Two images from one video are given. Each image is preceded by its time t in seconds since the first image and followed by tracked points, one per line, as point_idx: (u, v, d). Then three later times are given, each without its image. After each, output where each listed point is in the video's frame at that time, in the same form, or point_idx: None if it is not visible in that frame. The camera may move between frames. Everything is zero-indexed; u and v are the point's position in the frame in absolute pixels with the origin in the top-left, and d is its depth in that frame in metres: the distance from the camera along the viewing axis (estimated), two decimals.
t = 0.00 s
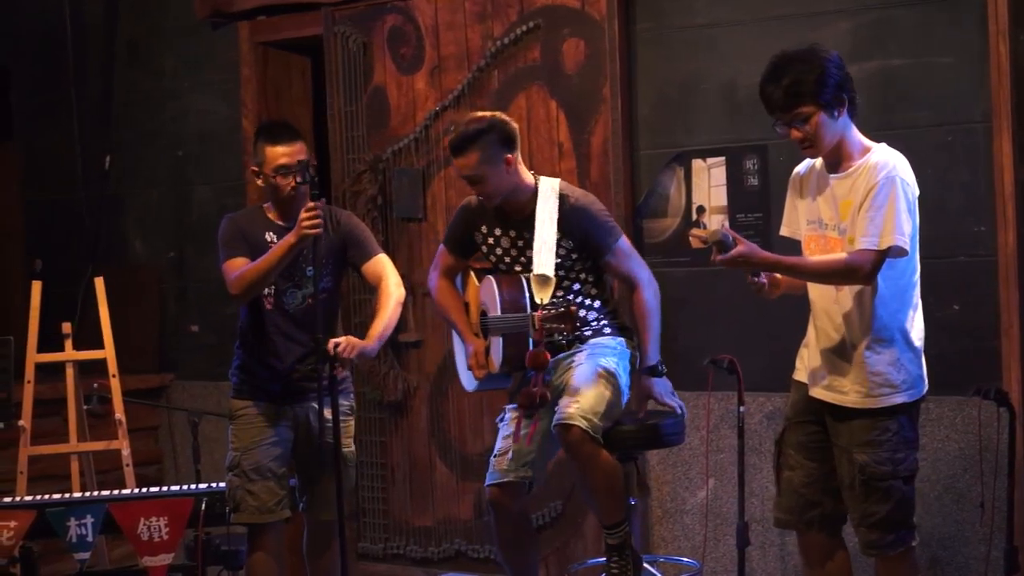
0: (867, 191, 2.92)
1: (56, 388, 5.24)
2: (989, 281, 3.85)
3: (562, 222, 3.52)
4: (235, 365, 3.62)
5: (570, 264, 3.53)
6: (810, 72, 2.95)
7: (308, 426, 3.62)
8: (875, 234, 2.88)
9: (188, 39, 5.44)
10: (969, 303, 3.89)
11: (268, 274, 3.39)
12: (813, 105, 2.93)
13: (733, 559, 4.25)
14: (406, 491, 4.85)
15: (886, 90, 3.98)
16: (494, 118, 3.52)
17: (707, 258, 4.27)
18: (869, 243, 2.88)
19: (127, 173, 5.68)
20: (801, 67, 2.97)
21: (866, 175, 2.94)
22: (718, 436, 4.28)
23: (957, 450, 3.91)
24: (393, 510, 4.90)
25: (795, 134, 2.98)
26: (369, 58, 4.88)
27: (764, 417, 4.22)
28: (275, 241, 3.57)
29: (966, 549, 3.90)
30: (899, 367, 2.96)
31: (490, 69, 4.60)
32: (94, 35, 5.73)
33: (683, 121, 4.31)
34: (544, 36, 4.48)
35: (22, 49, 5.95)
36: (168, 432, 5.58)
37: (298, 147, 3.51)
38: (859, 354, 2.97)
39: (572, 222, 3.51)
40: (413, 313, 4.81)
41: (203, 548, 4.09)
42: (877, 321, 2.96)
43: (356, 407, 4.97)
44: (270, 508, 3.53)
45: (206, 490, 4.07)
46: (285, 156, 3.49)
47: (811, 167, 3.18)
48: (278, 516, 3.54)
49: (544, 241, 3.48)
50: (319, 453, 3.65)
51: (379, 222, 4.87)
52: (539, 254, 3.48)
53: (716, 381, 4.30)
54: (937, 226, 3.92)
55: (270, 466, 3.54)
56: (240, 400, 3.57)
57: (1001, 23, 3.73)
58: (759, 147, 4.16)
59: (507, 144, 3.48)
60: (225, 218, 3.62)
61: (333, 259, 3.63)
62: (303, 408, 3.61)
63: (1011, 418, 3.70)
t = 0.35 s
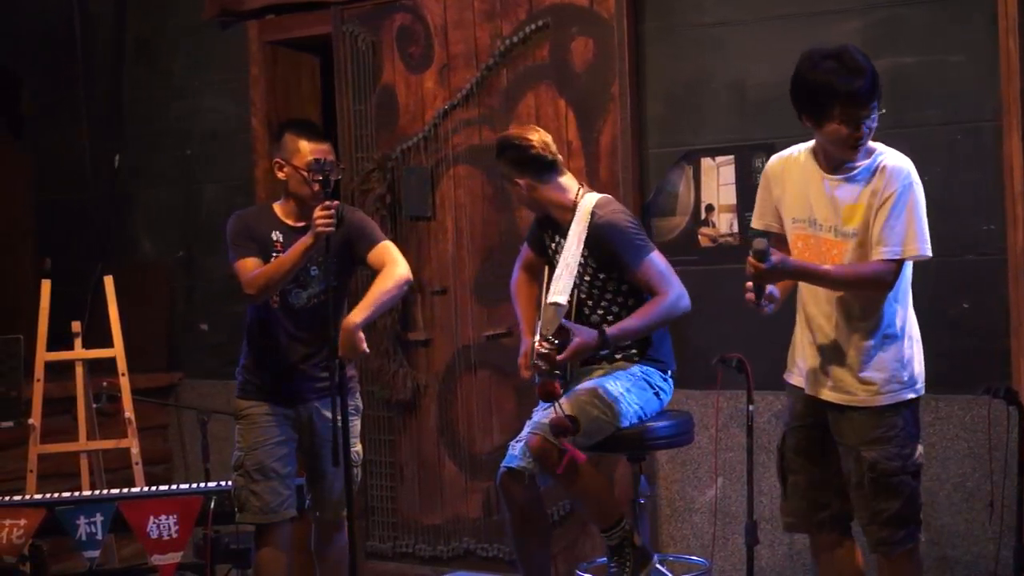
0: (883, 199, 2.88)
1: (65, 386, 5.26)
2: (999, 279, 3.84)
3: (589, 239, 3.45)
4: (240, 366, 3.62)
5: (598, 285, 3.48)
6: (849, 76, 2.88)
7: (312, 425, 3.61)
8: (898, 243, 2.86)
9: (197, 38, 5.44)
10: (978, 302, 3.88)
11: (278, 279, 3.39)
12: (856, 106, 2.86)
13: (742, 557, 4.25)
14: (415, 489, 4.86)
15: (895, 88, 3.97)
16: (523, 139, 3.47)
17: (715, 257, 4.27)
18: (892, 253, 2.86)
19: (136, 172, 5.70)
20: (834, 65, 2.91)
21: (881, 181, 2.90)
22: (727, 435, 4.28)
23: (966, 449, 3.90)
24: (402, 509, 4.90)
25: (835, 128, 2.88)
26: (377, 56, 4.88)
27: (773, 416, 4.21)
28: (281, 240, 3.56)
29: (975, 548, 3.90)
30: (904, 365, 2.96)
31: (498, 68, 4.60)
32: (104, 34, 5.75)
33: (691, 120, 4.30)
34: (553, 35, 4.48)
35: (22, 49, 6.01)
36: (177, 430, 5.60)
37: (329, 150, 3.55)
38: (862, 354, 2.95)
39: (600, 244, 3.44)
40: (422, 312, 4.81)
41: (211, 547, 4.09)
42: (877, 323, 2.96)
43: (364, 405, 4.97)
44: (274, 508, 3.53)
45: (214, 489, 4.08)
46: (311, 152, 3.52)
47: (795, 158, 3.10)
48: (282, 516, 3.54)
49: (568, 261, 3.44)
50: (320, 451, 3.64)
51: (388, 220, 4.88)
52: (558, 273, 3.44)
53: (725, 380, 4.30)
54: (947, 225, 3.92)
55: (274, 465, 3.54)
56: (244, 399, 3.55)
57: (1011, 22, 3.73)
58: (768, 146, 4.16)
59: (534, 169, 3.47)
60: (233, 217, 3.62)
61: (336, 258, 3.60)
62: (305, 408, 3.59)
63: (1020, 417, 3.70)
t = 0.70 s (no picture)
0: (889, 200, 2.85)
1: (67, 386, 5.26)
2: (1001, 279, 3.84)
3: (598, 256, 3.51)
4: (244, 360, 3.60)
5: (605, 306, 3.54)
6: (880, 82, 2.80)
7: (317, 424, 3.61)
8: (904, 245, 2.84)
9: (199, 38, 5.45)
10: (979, 301, 3.88)
11: (295, 279, 3.39)
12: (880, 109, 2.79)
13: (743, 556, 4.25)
14: (416, 489, 4.86)
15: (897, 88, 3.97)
16: (563, 147, 3.56)
17: (716, 256, 4.28)
18: (897, 253, 2.83)
19: (137, 171, 5.70)
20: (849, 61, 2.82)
21: (885, 182, 2.86)
22: (728, 434, 4.28)
23: (967, 448, 3.90)
24: (403, 508, 4.91)
25: (853, 128, 2.79)
26: (379, 56, 4.88)
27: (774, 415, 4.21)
28: (286, 239, 3.55)
29: (976, 548, 3.90)
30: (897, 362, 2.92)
31: (500, 67, 4.60)
32: (105, 33, 5.75)
33: (692, 119, 4.31)
34: (554, 35, 4.48)
35: (22, 49, 6.02)
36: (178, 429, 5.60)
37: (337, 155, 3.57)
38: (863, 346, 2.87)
39: (603, 271, 3.45)
40: (423, 312, 4.81)
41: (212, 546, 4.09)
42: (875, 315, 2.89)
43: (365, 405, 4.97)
44: (279, 507, 3.53)
45: (215, 488, 4.08)
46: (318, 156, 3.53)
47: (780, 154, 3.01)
48: (285, 516, 3.54)
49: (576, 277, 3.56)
50: (324, 450, 3.64)
51: (389, 220, 4.88)
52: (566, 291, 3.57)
53: (726, 379, 4.30)
54: (949, 224, 3.92)
55: (278, 465, 3.54)
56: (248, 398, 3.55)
57: (1012, 21, 3.74)
58: (769, 146, 4.16)
59: (573, 176, 3.57)
60: (234, 217, 3.59)
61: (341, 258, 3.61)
62: (311, 407, 3.59)
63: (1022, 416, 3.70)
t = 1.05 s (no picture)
0: (874, 208, 2.75)
1: (65, 385, 5.26)
2: (999, 278, 3.84)
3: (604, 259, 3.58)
4: (246, 365, 3.58)
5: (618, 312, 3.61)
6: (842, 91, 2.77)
7: (322, 422, 3.61)
8: (886, 251, 2.74)
9: (198, 37, 5.44)
10: (977, 300, 3.88)
11: (304, 269, 3.37)
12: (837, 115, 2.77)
13: (741, 556, 4.25)
14: (414, 489, 4.86)
15: (894, 88, 3.98)
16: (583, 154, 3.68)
17: (715, 255, 4.27)
18: (876, 260, 2.74)
19: (136, 170, 5.70)
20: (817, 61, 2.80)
21: (871, 188, 2.76)
22: (725, 434, 4.28)
23: (965, 448, 3.90)
24: (400, 508, 4.91)
25: (789, 121, 2.79)
26: (376, 55, 4.88)
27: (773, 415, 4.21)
28: (298, 237, 3.53)
29: (974, 548, 3.89)
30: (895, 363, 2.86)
31: (497, 67, 4.60)
32: (104, 33, 5.76)
33: (690, 118, 4.30)
34: (552, 34, 4.48)
35: (22, 49, 6.06)
36: (175, 429, 5.60)
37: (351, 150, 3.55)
38: (853, 351, 2.81)
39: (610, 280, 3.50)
40: (421, 311, 4.81)
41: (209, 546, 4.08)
42: (867, 319, 2.82)
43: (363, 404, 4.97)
44: (284, 507, 3.51)
45: (213, 487, 4.06)
46: (332, 150, 3.51)
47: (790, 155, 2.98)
48: (288, 516, 3.52)
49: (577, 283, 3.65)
50: (328, 449, 3.64)
51: (387, 219, 4.88)
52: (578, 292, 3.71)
53: (724, 379, 4.30)
54: (947, 224, 3.92)
55: (282, 464, 3.52)
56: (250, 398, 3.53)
57: (1009, 21, 3.73)
58: (767, 145, 4.16)
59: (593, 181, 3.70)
60: (245, 211, 3.58)
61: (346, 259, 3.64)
62: (316, 405, 3.59)
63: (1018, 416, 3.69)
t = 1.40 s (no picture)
0: (802, 204, 2.53)
1: (63, 385, 5.26)
2: (997, 278, 3.84)
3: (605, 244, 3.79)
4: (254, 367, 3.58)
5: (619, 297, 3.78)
6: (794, 92, 2.59)
7: (329, 422, 3.60)
8: (806, 249, 2.50)
9: (196, 37, 5.45)
10: (974, 300, 3.88)
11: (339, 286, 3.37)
12: (783, 116, 2.61)
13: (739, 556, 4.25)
14: (412, 488, 4.86)
15: (891, 88, 3.98)
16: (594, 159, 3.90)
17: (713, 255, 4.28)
18: (797, 259, 2.50)
19: (135, 170, 5.70)
20: (767, 58, 2.60)
21: (805, 182, 2.54)
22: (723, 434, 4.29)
23: (962, 447, 3.90)
24: (398, 507, 4.90)
25: (738, 115, 2.65)
26: (374, 55, 4.88)
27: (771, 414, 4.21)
28: (309, 235, 3.53)
29: (972, 547, 3.89)
30: (858, 378, 2.58)
31: (495, 66, 4.60)
32: (103, 34, 5.76)
33: (688, 118, 4.30)
34: (550, 34, 4.48)
35: (22, 49, 5.92)
36: (173, 429, 5.60)
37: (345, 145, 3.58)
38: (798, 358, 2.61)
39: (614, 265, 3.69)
40: (419, 310, 4.81)
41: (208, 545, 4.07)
42: (813, 325, 2.59)
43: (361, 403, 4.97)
44: (291, 507, 3.51)
45: (211, 486, 4.03)
46: (325, 147, 3.54)
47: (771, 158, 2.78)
48: (296, 515, 3.52)
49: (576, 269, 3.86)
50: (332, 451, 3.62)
51: (385, 219, 4.87)
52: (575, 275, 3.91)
53: (721, 378, 4.31)
54: (945, 223, 3.92)
55: (292, 463, 3.52)
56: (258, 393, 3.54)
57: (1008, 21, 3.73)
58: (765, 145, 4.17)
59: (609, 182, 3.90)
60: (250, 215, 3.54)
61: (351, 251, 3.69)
62: (323, 404, 3.57)
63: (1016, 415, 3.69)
